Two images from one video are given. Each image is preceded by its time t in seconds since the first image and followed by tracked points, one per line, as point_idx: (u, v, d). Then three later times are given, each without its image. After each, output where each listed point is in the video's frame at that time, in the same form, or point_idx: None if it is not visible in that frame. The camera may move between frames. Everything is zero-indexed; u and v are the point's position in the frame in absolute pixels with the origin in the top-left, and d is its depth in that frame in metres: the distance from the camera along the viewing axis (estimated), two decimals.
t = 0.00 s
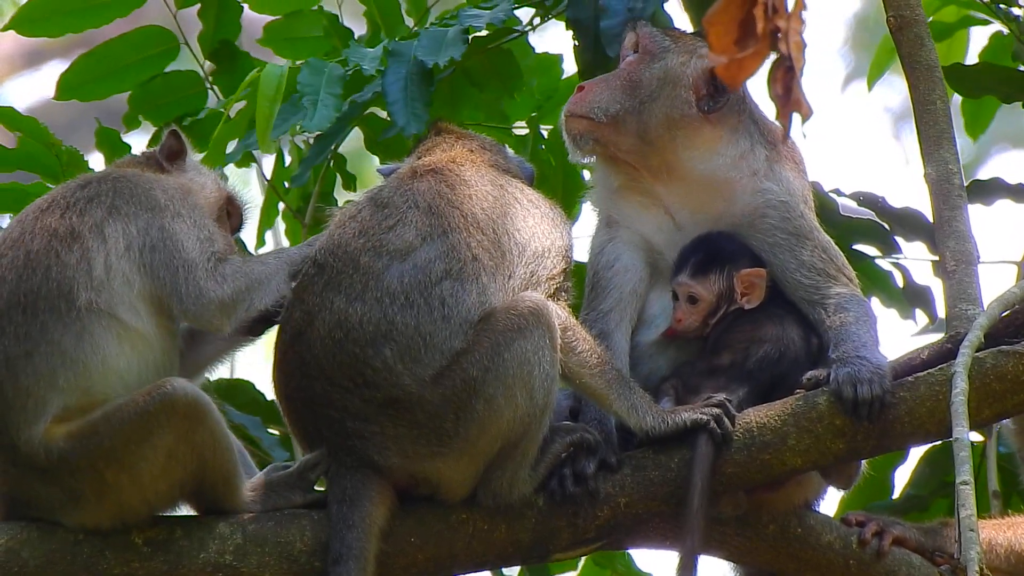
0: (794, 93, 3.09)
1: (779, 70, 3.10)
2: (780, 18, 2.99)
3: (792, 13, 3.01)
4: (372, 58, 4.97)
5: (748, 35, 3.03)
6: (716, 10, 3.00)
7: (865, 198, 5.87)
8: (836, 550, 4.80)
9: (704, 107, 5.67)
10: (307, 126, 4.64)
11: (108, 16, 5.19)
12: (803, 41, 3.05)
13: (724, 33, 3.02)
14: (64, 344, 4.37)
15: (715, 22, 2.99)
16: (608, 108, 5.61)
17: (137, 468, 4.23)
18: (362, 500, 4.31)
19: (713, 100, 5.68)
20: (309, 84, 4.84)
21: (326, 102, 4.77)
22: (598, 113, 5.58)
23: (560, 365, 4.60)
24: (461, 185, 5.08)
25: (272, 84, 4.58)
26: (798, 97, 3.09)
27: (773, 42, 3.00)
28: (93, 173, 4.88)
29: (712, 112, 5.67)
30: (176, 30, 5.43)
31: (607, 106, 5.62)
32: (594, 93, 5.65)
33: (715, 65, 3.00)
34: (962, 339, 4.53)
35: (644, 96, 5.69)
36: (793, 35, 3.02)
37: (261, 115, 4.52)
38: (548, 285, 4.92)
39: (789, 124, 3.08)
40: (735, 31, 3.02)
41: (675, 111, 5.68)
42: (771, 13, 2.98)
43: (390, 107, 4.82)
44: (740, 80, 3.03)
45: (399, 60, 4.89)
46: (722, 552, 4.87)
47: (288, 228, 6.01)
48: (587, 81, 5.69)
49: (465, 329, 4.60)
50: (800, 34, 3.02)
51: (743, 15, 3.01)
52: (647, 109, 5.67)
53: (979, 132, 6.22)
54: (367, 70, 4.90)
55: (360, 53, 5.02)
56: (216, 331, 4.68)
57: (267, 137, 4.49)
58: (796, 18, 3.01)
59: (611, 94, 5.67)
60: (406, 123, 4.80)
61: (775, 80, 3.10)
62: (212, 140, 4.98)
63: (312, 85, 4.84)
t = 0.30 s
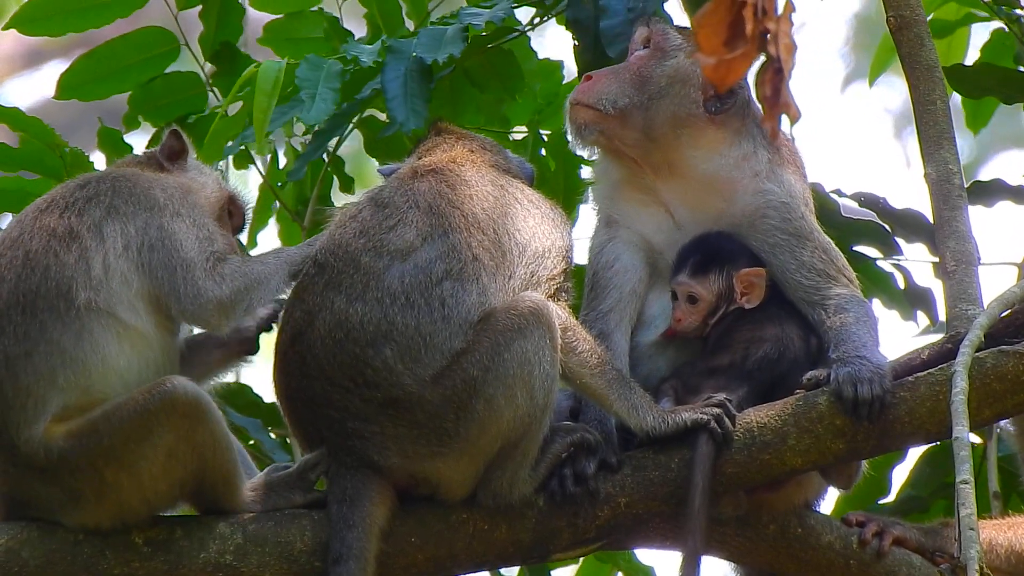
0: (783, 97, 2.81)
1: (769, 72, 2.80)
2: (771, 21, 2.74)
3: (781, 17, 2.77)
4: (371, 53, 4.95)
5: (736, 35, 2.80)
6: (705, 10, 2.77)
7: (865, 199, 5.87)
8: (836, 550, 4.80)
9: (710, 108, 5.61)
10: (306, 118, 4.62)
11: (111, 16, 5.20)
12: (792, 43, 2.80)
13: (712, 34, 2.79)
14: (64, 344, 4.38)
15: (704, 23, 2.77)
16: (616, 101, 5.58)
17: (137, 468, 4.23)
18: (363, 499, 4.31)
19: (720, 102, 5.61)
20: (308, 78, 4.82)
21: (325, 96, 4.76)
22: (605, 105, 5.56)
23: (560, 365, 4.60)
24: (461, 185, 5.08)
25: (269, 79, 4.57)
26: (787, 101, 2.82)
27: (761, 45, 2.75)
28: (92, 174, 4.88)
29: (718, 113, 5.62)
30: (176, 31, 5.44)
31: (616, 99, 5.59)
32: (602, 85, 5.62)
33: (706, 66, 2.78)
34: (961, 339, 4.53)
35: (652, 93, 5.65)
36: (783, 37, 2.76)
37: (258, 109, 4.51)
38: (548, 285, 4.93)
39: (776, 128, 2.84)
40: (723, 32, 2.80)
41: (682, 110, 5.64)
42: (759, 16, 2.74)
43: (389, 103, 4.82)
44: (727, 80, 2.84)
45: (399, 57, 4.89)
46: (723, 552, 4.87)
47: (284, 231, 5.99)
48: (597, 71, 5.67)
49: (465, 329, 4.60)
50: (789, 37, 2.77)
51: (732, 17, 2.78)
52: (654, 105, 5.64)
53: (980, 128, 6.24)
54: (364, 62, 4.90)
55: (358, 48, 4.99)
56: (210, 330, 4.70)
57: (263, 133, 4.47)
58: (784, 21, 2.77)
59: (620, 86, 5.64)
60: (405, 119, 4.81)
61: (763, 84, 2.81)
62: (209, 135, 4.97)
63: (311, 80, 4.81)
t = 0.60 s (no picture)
0: (787, 95, 2.86)
1: (773, 70, 2.84)
2: (774, 19, 2.82)
3: (786, 15, 2.83)
4: (372, 49, 4.97)
5: (741, 35, 2.89)
6: (708, 9, 2.86)
7: (864, 201, 5.87)
8: (836, 550, 4.80)
9: (722, 112, 5.61)
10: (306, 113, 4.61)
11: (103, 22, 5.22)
12: (797, 41, 2.85)
13: (716, 34, 2.89)
14: (63, 343, 4.38)
15: (707, 24, 2.86)
16: (630, 89, 5.58)
17: (137, 467, 4.23)
18: (363, 499, 4.31)
19: (732, 105, 5.62)
20: (308, 75, 4.82)
21: (325, 92, 4.76)
22: (620, 91, 5.55)
23: (560, 364, 4.60)
24: (461, 184, 5.08)
25: (270, 78, 4.56)
26: (791, 99, 2.87)
27: (764, 43, 2.83)
28: (91, 174, 4.88)
29: (729, 117, 5.63)
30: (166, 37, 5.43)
31: (631, 88, 5.59)
32: (618, 70, 5.59)
33: (709, 65, 2.88)
34: (961, 338, 4.53)
35: (667, 88, 5.63)
36: (787, 36, 2.82)
37: (257, 105, 4.51)
38: (548, 284, 4.93)
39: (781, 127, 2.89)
40: (729, 31, 2.89)
41: (694, 108, 5.63)
42: (763, 14, 2.81)
43: (388, 100, 4.84)
44: (732, 81, 2.95)
45: (399, 54, 4.89)
46: (723, 552, 4.87)
47: (254, 236, 5.79)
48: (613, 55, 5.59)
49: (464, 328, 4.60)
50: (794, 35, 2.83)
51: (737, 15, 2.86)
52: (668, 100, 5.62)
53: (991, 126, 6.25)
54: (365, 59, 4.91)
55: (358, 45, 5.05)
56: (207, 330, 4.69)
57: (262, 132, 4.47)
58: (790, 19, 2.82)
59: (637, 74, 5.62)
60: (405, 115, 4.83)
61: (767, 82, 2.85)
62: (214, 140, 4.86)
63: (311, 77, 4.82)
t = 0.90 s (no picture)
0: (786, 92, 2.71)
1: (773, 67, 2.70)
2: (773, 16, 2.67)
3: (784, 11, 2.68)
4: (367, 55, 4.95)
5: (739, 32, 2.68)
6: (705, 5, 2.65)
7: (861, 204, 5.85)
8: (837, 551, 4.80)
9: (731, 115, 5.61)
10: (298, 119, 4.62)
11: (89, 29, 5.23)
12: (795, 39, 2.71)
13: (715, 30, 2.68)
14: (64, 343, 4.39)
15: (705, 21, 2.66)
16: (642, 86, 5.54)
17: (138, 467, 4.24)
18: (363, 499, 4.31)
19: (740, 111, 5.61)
20: (304, 80, 4.83)
21: (319, 98, 4.75)
22: (630, 86, 5.51)
23: (560, 364, 4.61)
24: (461, 185, 5.08)
25: (264, 83, 4.59)
26: (790, 96, 2.73)
27: (765, 40, 2.67)
28: (88, 175, 4.88)
29: (736, 122, 5.62)
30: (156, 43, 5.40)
31: (644, 84, 5.54)
32: (631, 62, 5.52)
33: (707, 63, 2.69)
34: (961, 338, 4.53)
35: (679, 86, 5.59)
36: (785, 33, 2.68)
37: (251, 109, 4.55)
38: (548, 284, 4.94)
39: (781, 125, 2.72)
40: (727, 29, 2.69)
41: (703, 109, 5.61)
42: (761, 11, 2.67)
43: (387, 105, 4.81)
44: (731, 80, 2.75)
45: (398, 60, 4.91)
46: (723, 552, 4.87)
47: (249, 235, 5.73)
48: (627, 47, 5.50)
49: (464, 328, 4.61)
50: (792, 32, 2.69)
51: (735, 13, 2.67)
52: (679, 99, 5.59)
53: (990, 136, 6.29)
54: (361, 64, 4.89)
55: (354, 50, 4.99)
56: (208, 332, 4.69)
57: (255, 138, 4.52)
58: (787, 17, 2.68)
59: (649, 69, 5.56)
60: (402, 121, 4.80)
61: (766, 80, 2.72)
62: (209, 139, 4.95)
63: (306, 82, 4.82)
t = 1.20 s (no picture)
0: (774, 92, 3.00)
1: (761, 68, 2.95)
2: (762, 17, 2.82)
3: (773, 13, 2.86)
4: (374, 66, 4.94)
5: (729, 32, 2.82)
6: (695, 8, 2.79)
7: (862, 206, 5.87)
8: (837, 550, 4.79)
9: (734, 117, 5.63)
10: (308, 134, 4.61)
11: (94, 30, 5.23)
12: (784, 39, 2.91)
13: (704, 32, 2.83)
14: (59, 342, 4.39)
15: (695, 22, 2.80)
16: (650, 83, 5.53)
17: (137, 466, 4.24)
18: (363, 498, 4.30)
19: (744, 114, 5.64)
20: (311, 94, 4.82)
21: (328, 111, 4.75)
22: (638, 83, 5.50)
23: (560, 363, 4.62)
24: (460, 184, 5.08)
25: (273, 97, 4.77)
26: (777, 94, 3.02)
27: (755, 40, 2.83)
28: (83, 174, 4.88)
29: (740, 125, 5.64)
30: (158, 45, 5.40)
31: (651, 81, 5.53)
32: (638, 59, 5.52)
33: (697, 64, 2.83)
34: (961, 337, 4.52)
35: (689, 84, 5.59)
36: (774, 34, 2.86)
37: (262, 125, 4.74)
38: (547, 284, 4.96)
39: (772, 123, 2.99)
40: (716, 29, 2.82)
41: (708, 110, 5.61)
42: (752, 12, 2.80)
43: (393, 115, 4.83)
44: (719, 81, 2.88)
45: (403, 69, 4.90)
46: (723, 552, 4.87)
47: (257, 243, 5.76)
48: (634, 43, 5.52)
49: (464, 328, 4.61)
50: (780, 32, 2.88)
51: (726, 13, 2.80)
52: (685, 99, 5.58)
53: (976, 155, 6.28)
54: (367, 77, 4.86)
55: (361, 62, 4.98)
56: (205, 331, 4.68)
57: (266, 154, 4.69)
58: (776, 17, 2.86)
59: (658, 67, 5.56)
60: (410, 132, 4.83)
61: (755, 80, 2.97)
62: (222, 152, 5.08)
63: (314, 95, 4.82)
